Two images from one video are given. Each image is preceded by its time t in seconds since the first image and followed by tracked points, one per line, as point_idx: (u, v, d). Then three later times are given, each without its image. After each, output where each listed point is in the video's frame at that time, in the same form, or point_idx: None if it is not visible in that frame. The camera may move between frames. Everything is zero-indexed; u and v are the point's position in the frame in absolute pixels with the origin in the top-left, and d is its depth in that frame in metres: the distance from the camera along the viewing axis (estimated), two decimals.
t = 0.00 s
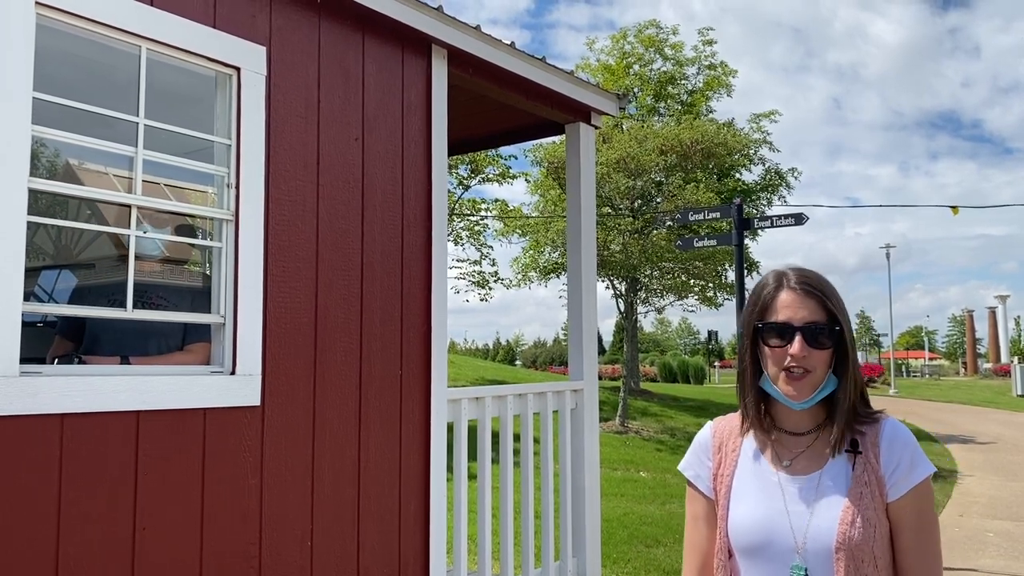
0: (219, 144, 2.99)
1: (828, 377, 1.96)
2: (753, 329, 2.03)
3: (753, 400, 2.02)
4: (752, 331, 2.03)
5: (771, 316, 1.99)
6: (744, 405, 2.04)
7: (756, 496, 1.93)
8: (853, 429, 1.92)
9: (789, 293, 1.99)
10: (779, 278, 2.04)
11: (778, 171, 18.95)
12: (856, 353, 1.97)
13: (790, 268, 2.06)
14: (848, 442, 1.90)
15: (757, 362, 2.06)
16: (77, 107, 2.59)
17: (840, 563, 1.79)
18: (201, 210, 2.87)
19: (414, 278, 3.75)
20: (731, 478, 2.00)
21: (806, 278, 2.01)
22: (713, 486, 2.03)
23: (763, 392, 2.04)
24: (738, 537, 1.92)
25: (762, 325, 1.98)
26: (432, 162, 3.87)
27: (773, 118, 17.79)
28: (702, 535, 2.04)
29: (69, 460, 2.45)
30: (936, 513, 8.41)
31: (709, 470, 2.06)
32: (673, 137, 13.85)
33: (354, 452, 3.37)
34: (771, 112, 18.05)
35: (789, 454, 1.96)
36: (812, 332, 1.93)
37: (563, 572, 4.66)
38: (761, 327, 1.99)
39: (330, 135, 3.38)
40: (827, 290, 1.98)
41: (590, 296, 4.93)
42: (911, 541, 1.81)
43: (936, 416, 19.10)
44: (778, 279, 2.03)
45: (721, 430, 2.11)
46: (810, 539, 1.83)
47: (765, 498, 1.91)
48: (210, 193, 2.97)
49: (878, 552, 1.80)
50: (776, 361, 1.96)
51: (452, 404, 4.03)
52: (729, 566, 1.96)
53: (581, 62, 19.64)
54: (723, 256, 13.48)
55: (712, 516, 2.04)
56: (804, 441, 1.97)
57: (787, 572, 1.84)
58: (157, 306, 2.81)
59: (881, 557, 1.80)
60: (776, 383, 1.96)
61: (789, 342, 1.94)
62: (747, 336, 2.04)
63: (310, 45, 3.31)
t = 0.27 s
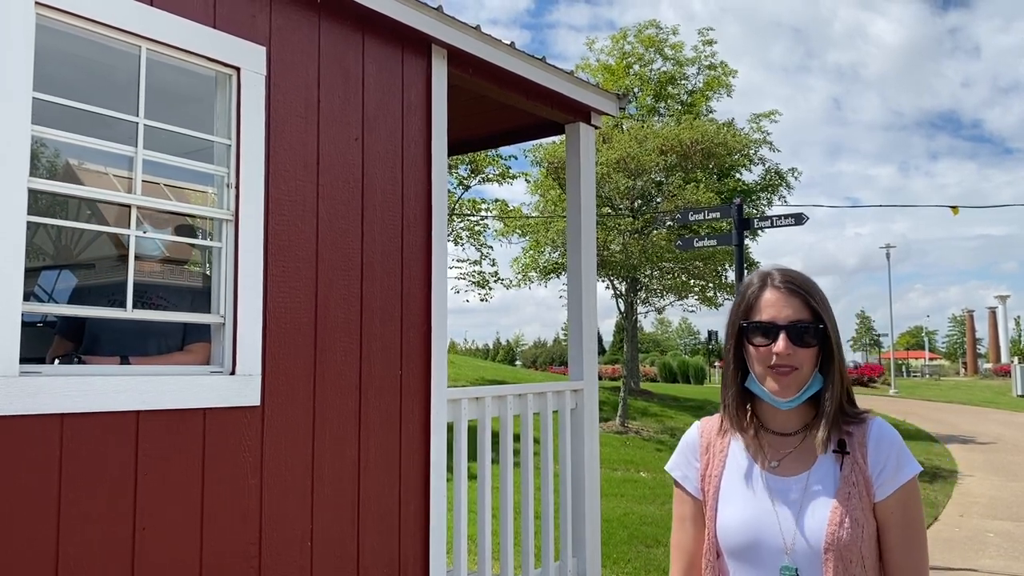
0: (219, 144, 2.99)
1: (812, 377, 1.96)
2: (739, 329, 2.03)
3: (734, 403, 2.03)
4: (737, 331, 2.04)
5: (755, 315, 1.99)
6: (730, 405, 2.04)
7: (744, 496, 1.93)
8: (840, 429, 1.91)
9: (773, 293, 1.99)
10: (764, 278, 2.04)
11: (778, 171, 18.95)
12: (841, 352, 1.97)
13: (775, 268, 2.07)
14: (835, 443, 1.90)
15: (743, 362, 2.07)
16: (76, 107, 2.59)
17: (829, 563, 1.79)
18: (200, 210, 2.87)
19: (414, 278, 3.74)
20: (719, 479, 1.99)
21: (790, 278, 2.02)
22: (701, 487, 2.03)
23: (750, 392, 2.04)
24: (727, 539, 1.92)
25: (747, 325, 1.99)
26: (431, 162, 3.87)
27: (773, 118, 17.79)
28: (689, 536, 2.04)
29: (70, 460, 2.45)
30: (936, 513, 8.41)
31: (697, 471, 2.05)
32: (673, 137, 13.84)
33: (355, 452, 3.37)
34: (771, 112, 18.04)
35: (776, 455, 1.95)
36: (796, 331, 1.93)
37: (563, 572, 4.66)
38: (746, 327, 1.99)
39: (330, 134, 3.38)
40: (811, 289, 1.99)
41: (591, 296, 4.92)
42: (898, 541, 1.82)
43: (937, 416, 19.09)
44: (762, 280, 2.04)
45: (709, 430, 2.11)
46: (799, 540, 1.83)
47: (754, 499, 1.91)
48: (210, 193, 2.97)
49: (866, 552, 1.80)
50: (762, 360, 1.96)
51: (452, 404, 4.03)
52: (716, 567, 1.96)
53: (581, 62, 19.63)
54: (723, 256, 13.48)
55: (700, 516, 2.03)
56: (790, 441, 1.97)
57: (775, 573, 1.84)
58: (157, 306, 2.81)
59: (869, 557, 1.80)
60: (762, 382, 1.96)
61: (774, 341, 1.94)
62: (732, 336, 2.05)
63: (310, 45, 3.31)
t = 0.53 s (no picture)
0: (219, 144, 2.99)
1: (805, 376, 1.96)
2: (731, 330, 2.03)
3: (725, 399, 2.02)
4: (730, 332, 2.04)
5: (748, 315, 1.99)
6: (722, 406, 2.03)
7: (736, 498, 1.92)
8: (834, 431, 1.92)
9: (765, 292, 1.99)
10: (756, 278, 2.05)
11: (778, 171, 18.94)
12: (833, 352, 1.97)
13: (767, 270, 2.07)
14: (829, 445, 1.90)
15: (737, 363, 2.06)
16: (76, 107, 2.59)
17: (822, 564, 1.80)
18: (200, 210, 2.87)
19: (414, 278, 3.74)
20: (711, 480, 1.98)
21: (782, 278, 2.03)
22: (693, 488, 2.02)
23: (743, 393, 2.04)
24: (718, 540, 1.91)
25: (739, 324, 1.98)
26: (431, 163, 3.87)
27: (773, 118, 17.79)
28: (680, 537, 2.05)
29: (70, 460, 2.45)
30: (936, 513, 8.40)
31: (689, 472, 2.05)
32: (673, 138, 13.83)
33: (354, 452, 3.37)
34: (771, 113, 18.04)
35: (770, 456, 1.96)
36: (789, 329, 1.92)
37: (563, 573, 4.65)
38: (738, 327, 1.99)
39: (330, 135, 3.38)
40: (802, 289, 1.99)
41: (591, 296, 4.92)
42: (889, 542, 1.82)
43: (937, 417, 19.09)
44: (754, 280, 2.04)
45: (701, 431, 2.11)
46: (791, 541, 1.83)
47: (746, 500, 1.91)
48: (210, 193, 2.97)
49: (858, 553, 1.80)
50: (756, 360, 1.95)
51: (452, 405, 4.03)
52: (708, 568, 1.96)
53: (580, 63, 19.63)
54: (724, 256, 13.47)
55: (691, 518, 2.04)
56: (783, 442, 1.97)
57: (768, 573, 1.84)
58: (157, 306, 2.81)
59: (861, 557, 1.81)
60: (756, 383, 1.95)
61: (767, 338, 1.93)
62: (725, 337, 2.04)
63: (309, 45, 3.30)
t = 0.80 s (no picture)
0: (219, 144, 2.99)
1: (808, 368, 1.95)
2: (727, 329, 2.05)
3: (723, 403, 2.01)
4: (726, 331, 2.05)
5: (742, 311, 2.02)
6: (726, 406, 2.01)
7: (737, 498, 1.92)
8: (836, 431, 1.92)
9: (756, 288, 2.03)
10: (743, 279, 2.09)
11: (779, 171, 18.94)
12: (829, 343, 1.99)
13: (754, 272, 2.12)
14: (835, 444, 1.91)
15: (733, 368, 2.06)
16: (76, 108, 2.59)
17: (823, 564, 1.80)
18: (201, 210, 2.87)
19: (414, 278, 3.74)
20: (711, 480, 1.98)
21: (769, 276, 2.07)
22: (693, 488, 2.02)
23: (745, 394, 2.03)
24: (718, 540, 1.91)
25: (736, 320, 2.00)
26: (431, 163, 3.87)
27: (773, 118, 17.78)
28: (677, 537, 2.03)
29: (70, 460, 2.45)
30: (936, 513, 8.40)
31: (689, 472, 2.05)
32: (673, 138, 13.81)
33: (354, 453, 3.37)
34: (771, 113, 18.03)
35: (773, 455, 1.95)
36: (786, 317, 1.95)
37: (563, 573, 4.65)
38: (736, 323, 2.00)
39: (330, 135, 3.38)
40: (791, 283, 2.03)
41: (591, 296, 4.92)
42: (890, 543, 1.83)
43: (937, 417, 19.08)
44: (742, 280, 2.09)
45: (700, 429, 2.10)
46: (793, 541, 1.83)
47: (748, 500, 1.90)
48: (210, 193, 2.97)
49: (860, 554, 1.81)
50: (758, 353, 1.95)
51: (452, 405, 4.03)
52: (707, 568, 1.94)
53: (581, 63, 19.63)
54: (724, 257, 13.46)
55: (690, 517, 2.02)
56: (788, 441, 1.96)
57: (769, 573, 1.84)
58: (156, 306, 2.82)
59: (862, 559, 1.81)
60: (760, 377, 1.94)
61: (766, 328, 1.95)
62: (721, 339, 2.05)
63: (309, 45, 3.31)
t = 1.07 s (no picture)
0: (219, 144, 2.99)
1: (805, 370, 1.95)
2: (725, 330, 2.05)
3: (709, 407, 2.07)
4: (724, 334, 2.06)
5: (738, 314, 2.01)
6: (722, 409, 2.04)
7: (741, 499, 1.93)
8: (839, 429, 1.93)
9: (753, 290, 2.02)
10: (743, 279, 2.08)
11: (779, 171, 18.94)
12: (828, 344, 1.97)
13: (753, 272, 2.11)
14: (837, 443, 1.90)
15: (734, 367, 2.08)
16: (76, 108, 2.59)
17: (829, 564, 1.79)
18: (200, 211, 2.87)
19: (414, 278, 3.75)
20: (716, 480, 2.00)
21: (767, 276, 2.06)
22: (698, 489, 2.04)
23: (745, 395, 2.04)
24: (723, 541, 1.91)
25: (733, 324, 1.99)
26: (431, 163, 3.87)
27: (773, 119, 17.78)
28: (685, 538, 2.04)
29: (70, 460, 2.45)
30: (936, 513, 8.40)
31: (693, 473, 2.06)
32: (674, 139, 13.82)
33: (354, 452, 3.37)
34: (771, 113, 18.04)
35: (776, 455, 1.96)
36: (782, 320, 1.93)
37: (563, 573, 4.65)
38: (732, 327, 2.00)
39: (330, 135, 3.38)
40: (789, 283, 2.01)
41: (591, 296, 4.92)
42: (896, 541, 1.83)
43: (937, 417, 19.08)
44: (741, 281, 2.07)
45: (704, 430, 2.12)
46: (798, 541, 1.82)
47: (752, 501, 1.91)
48: (210, 193, 2.97)
49: (865, 553, 1.80)
50: (756, 357, 1.93)
51: (452, 405, 4.03)
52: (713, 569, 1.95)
53: (581, 63, 19.64)
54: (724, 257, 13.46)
55: (696, 519, 2.04)
56: (788, 442, 1.96)
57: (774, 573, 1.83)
58: (156, 307, 2.82)
59: (868, 558, 1.81)
60: (758, 381, 1.94)
61: (762, 332, 1.93)
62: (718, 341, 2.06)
63: (309, 45, 3.31)
